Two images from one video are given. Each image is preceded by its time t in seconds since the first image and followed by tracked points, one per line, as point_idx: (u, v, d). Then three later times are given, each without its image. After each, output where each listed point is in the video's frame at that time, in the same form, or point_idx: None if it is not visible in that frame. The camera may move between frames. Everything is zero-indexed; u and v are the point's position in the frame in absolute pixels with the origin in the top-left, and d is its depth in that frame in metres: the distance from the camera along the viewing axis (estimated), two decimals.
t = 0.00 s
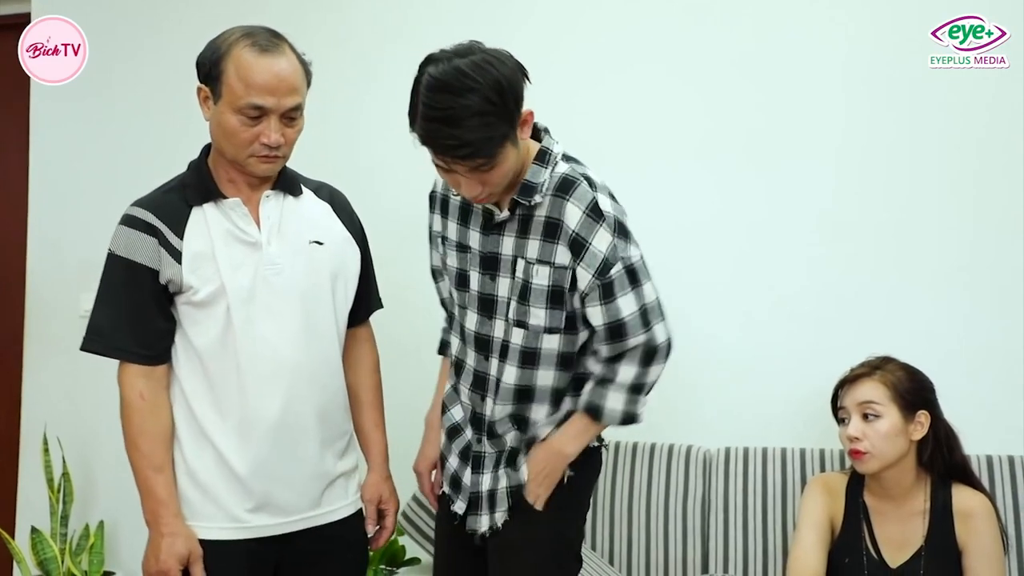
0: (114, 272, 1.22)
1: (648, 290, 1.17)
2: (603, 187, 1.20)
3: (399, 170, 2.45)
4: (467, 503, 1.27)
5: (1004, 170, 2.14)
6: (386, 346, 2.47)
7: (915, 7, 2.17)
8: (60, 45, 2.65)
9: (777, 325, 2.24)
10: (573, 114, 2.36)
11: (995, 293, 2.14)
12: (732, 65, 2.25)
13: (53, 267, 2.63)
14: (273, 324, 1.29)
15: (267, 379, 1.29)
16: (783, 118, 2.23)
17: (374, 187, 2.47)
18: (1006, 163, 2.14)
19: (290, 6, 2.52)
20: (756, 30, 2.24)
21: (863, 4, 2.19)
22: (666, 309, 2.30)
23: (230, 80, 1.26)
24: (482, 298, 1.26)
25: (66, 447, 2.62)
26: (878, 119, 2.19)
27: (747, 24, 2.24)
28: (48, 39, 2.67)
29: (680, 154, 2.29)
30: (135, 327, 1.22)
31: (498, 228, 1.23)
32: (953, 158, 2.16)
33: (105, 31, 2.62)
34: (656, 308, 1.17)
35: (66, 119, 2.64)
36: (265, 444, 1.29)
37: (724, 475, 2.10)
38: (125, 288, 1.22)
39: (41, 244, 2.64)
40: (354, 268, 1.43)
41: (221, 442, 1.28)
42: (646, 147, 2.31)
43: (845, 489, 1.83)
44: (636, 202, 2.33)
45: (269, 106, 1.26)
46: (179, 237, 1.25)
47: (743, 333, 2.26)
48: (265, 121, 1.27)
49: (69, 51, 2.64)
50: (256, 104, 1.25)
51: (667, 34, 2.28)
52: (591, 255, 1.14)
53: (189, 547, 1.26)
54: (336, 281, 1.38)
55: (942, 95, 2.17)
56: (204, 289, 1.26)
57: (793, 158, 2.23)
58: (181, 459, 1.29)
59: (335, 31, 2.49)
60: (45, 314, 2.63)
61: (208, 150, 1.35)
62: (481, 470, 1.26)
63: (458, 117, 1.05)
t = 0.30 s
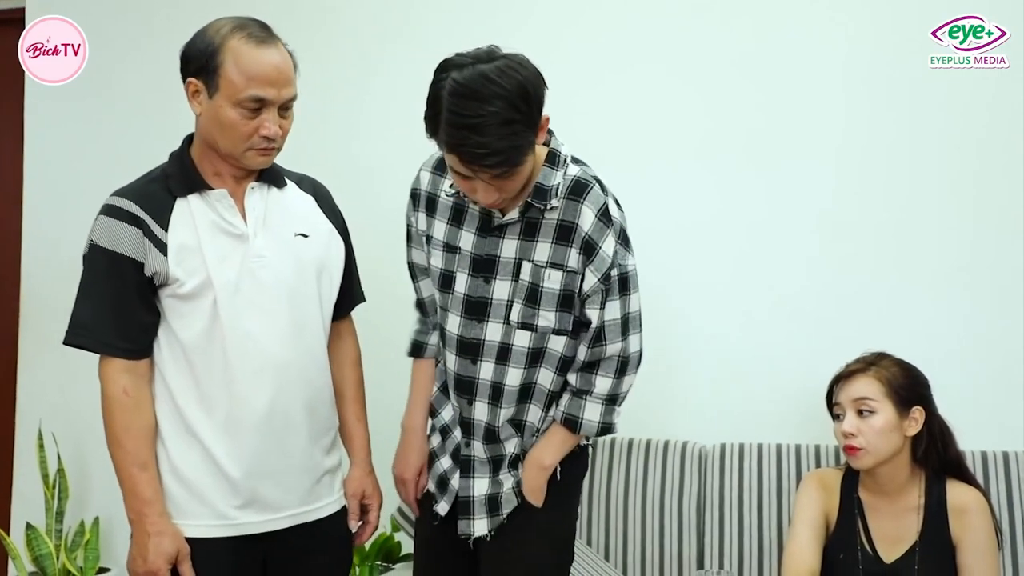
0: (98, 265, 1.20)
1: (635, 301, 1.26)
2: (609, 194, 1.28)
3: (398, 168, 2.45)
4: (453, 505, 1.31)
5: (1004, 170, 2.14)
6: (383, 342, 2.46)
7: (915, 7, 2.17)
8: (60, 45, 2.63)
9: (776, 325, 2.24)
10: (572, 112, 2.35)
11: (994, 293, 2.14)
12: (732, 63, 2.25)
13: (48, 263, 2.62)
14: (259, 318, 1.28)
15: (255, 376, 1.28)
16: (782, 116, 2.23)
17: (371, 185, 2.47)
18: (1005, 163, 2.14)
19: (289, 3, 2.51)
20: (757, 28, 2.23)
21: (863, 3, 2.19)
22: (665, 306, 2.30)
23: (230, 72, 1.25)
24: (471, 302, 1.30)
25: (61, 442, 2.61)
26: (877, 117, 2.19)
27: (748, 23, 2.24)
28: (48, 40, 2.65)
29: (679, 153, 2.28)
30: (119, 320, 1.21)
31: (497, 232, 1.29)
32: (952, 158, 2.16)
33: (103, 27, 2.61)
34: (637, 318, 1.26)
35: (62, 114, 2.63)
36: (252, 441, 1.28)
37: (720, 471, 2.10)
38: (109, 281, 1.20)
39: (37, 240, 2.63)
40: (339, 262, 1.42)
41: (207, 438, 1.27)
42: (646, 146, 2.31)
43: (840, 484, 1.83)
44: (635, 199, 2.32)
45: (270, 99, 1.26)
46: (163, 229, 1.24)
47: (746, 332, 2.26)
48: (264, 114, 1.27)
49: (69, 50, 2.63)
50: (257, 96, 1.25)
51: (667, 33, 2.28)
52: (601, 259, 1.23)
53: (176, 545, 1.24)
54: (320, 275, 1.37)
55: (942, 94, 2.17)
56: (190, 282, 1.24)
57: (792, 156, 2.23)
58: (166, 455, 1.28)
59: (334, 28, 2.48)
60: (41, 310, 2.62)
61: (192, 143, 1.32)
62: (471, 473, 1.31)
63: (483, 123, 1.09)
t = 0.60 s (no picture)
0: (85, 261, 1.17)
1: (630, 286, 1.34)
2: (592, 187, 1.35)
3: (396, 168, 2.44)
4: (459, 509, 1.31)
5: (1003, 170, 2.14)
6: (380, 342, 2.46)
7: (916, 7, 2.17)
8: (60, 45, 2.62)
9: (775, 324, 2.24)
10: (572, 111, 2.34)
11: (992, 293, 2.15)
12: (733, 63, 2.25)
13: (46, 261, 2.61)
14: (250, 316, 1.27)
15: (244, 375, 1.26)
16: (782, 115, 2.23)
17: (370, 185, 2.46)
18: (1005, 163, 2.14)
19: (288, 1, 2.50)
20: (758, 28, 2.23)
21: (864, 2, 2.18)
22: (665, 305, 2.30)
23: (231, 65, 1.24)
24: (467, 306, 1.31)
25: (57, 441, 2.61)
26: (876, 117, 2.19)
27: (749, 23, 2.23)
28: (48, 39, 2.63)
29: (679, 152, 2.28)
30: (108, 318, 1.19)
31: (490, 234, 1.31)
32: (952, 158, 2.16)
33: (104, 26, 2.60)
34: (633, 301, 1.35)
35: (60, 113, 2.62)
36: (241, 441, 1.27)
37: (716, 469, 2.10)
38: (97, 278, 1.18)
39: (33, 238, 2.62)
40: (325, 260, 1.41)
41: (196, 439, 1.25)
42: (646, 146, 2.30)
43: (837, 481, 1.84)
44: (634, 199, 2.31)
45: (271, 90, 1.27)
46: (153, 225, 1.22)
47: (745, 332, 2.25)
48: (264, 106, 1.27)
49: (69, 50, 2.61)
50: (259, 87, 1.25)
51: (668, 32, 2.27)
52: (604, 252, 1.29)
53: (166, 545, 1.22)
54: (308, 273, 1.37)
55: (942, 93, 2.17)
56: (180, 280, 1.23)
57: (792, 155, 2.23)
58: (153, 456, 1.26)
59: (334, 27, 2.48)
60: (38, 308, 2.62)
61: (184, 140, 1.31)
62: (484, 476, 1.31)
63: (472, 115, 1.09)
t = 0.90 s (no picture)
0: (78, 263, 1.17)
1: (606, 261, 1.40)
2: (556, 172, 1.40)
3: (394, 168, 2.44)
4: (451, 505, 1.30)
5: (1002, 170, 2.14)
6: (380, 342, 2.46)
7: (916, 7, 2.17)
8: (60, 45, 2.61)
9: (775, 324, 2.24)
10: (572, 110, 2.34)
11: (991, 293, 2.15)
12: (733, 62, 2.25)
13: (44, 261, 2.61)
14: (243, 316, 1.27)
15: (239, 375, 1.26)
16: (782, 115, 2.23)
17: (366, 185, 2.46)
18: (1004, 162, 2.14)
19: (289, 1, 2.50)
20: (759, 27, 2.23)
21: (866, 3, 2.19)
22: (665, 305, 2.29)
23: (228, 61, 1.24)
24: (450, 299, 1.32)
25: (53, 441, 2.60)
26: (875, 117, 2.19)
27: (749, 23, 2.24)
28: (48, 40, 2.63)
29: (679, 152, 2.28)
30: (101, 321, 1.19)
31: (468, 227, 1.32)
32: (951, 157, 2.16)
33: (104, 26, 2.59)
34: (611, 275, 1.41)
35: (60, 113, 2.61)
36: (237, 442, 1.26)
37: (713, 469, 2.10)
38: (90, 280, 1.18)
39: (32, 238, 2.62)
40: (316, 260, 1.41)
41: (191, 440, 1.24)
42: (646, 145, 2.30)
43: (833, 481, 1.84)
44: (634, 199, 2.31)
45: (267, 88, 1.27)
46: (147, 227, 1.22)
47: (745, 332, 2.25)
48: (258, 104, 1.27)
49: (69, 51, 2.61)
50: (255, 86, 1.25)
51: (668, 32, 2.27)
52: (585, 229, 1.34)
53: (164, 549, 1.22)
54: (300, 272, 1.37)
55: (941, 93, 2.17)
56: (175, 282, 1.22)
57: (791, 155, 2.23)
58: (148, 458, 1.25)
59: (335, 26, 2.47)
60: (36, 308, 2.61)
61: (177, 138, 1.30)
62: (477, 468, 1.31)
63: (422, 67, 1.17)
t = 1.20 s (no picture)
0: (68, 269, 1.17)
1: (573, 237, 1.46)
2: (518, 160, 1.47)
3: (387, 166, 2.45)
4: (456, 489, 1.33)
5: (1002, 169, 2.14)
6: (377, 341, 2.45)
7: (917, 7, 2.18)
8: (60, 45, 2.61)
9: (773, 324, 2.24)
10: (572, 110, 2.34)
11: (991, 293, 2.15)
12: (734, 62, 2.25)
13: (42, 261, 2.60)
14: (236, 317, 1.26)
15: (234, 375, 1.25)
16: (781, 115, 2.23)
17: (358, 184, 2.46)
18: (1004, 162, 2.14)
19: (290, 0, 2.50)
20: (759, 28, 2.23)
21: (867, 3, 2.19)
22: (664, 304, 2.29)
23: (213, 59, 1.24)
24: (435, 286, 1.36)
25: (50, 441, 2.60)
26: (875, 117, 2.19)
27: (750, 23, 2.24)
28: (48, 40, 2.63)
29: (679, 152, 2.28)
30: (92, 326, 1.18)
31: (442, 215, 1.36)
32: (951, 157, 2.17)
33: (104, 25, 2.58)
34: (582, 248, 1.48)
35: (59, 112, 2.61)
36: (234, 442, 1.25)
37: (711, 468, 2.10)
38: (81, 286, 1.17)
39: (30, 238, 2.62)
40: (307, 259, 1.41)
41: (187, 442, 1.24)
42: (646, 145, 2.30)
43: (830, 481, 1.84)
44: (633, 199, 2.31)
45: (252, 87, 1.26)
46: (136, 230, 1.22)
47: (744, 332, 2.25)
48: (244, 102, 1.27)
49: (69, 51, 2.61)
50: (240, 84, 1.25)
51: (669, 31, 2.27)
52: (552, 200, 1.40)
53: (163, 553, 1.21)
54: (292, 272, 1.37)
55: (941, 93, 2.17)
56: (166, 284, 1.22)
57: (791, 155, 2.23)
58: (144, 461, 1.25)
59: (334, 25, 2.47)
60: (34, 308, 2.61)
61: (163, 137, 1.30)
62: (478, 448, 1.33)
63: (375, 43, 1.24)
